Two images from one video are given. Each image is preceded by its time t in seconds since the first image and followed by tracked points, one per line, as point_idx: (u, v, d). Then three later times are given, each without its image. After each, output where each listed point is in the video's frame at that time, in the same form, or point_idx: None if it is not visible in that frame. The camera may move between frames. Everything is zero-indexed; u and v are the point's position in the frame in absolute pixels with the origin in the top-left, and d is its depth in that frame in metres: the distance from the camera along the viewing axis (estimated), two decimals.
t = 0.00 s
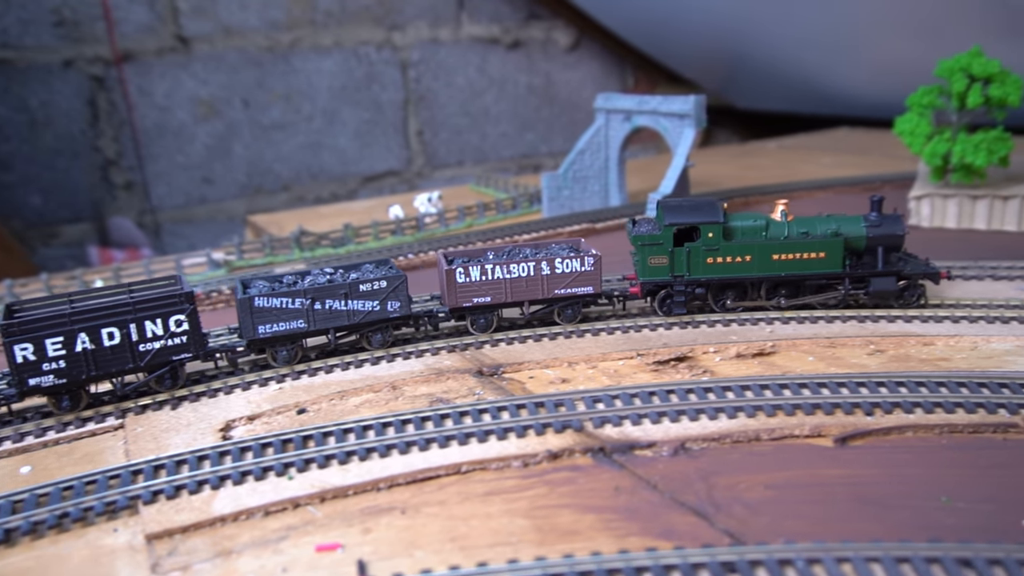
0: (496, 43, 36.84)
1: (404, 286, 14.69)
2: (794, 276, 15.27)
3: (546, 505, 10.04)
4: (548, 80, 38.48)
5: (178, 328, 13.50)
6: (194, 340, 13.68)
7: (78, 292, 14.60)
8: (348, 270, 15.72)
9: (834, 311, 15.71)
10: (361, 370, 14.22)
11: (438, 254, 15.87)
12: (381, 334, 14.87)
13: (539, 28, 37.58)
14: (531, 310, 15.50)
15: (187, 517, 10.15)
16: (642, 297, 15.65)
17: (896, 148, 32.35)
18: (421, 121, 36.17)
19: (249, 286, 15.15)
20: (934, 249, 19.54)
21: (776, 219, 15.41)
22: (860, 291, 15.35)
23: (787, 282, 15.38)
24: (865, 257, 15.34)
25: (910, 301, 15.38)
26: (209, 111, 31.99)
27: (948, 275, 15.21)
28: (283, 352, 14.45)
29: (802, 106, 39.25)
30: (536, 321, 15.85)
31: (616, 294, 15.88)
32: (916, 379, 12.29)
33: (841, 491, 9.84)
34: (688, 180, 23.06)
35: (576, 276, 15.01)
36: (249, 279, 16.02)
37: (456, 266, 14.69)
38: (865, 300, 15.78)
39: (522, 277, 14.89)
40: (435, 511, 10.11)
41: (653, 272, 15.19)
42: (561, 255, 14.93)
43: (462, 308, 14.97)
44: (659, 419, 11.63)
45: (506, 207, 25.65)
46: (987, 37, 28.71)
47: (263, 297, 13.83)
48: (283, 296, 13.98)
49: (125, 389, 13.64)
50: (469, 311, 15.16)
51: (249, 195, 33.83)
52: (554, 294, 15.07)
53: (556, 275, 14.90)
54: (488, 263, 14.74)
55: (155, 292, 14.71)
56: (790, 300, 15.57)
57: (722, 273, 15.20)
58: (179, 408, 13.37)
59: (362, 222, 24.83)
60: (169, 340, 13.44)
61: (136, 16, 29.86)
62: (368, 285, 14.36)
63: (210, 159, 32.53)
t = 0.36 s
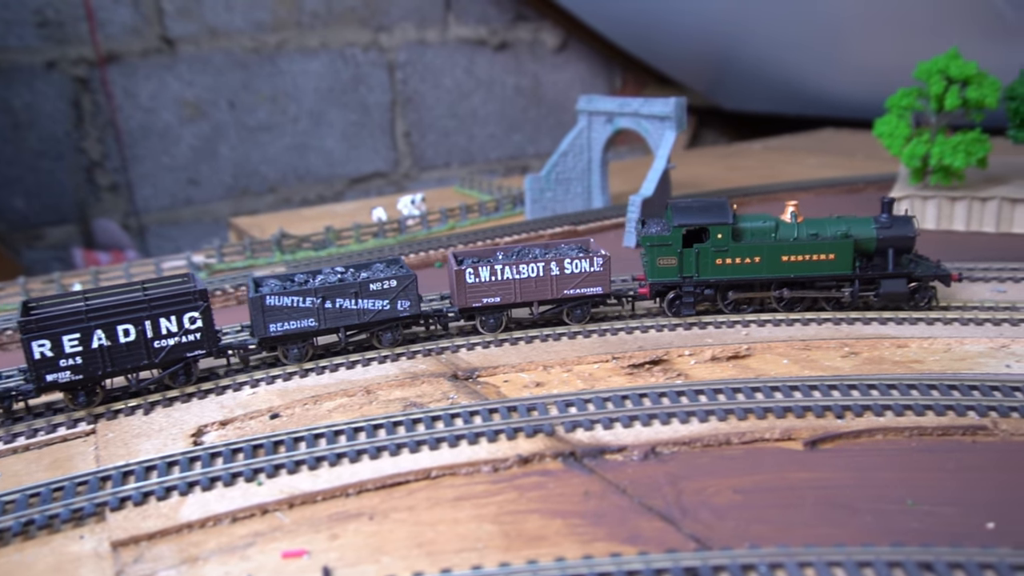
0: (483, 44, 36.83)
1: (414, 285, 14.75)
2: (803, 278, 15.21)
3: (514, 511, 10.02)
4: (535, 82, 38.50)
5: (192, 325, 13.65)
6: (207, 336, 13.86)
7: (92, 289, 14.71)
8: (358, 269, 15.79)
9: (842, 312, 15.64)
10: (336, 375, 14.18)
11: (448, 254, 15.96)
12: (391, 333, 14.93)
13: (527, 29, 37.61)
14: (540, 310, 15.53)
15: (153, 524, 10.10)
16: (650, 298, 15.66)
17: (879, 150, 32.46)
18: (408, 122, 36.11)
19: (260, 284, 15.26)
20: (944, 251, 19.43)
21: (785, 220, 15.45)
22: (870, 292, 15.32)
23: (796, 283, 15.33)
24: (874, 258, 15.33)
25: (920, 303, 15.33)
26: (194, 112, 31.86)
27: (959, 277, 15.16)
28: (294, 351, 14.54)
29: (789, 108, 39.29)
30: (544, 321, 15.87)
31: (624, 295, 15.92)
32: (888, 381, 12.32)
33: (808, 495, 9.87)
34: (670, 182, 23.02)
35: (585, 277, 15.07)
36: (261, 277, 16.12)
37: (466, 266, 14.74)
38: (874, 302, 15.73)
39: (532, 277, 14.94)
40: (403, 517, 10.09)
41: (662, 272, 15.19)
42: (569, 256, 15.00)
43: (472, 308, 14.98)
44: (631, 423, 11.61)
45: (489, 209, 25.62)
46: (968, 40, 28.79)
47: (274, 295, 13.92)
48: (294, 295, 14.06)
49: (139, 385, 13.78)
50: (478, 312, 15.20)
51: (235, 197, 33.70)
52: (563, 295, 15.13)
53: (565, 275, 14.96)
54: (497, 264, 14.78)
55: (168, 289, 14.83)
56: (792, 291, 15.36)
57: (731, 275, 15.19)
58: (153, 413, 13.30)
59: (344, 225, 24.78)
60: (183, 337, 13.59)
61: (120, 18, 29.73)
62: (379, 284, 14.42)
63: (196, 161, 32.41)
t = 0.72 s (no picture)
0: (469, 47, 36.83)
1: (425, 286, 14.84)
2: (815, 281, 15.11)
3: (483, 518, 10.00)
4: (522, 84, 38.53)
5: (204, 325, 13.80)
6: (219, 336, 14.00)
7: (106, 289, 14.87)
8: (370, 270, 15.93)
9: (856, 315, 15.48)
10: (311, 381, 14.15)
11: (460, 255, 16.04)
12: (401, 333, 15.00)
13: (513, 32, 37.66)
14: (551, 312, 15.58)
15: (121, 534, 10.05)
16: (661, 299, 15.77)
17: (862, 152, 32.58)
18: (394, 125, 36.05)
19: (273, 284, 15.40)
20: (958, 254, 19.21)
21: (798, 223, 15.30)
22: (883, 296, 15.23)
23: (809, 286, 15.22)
24: (887, 262, 15.17)
25: (933, 306, 15.19)
26: (179, 116, 31.73)
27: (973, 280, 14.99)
28: (305, 350, 14.64)
29: (776, 111, 39.31)
30: (555, 323, 15.91)
31: (635, 297, 15.99)
32: (860, 386, 12.31)
33: (777, 500, 9.90)
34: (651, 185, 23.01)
35: (596, 279, 15.11)
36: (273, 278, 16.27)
37: (477, 268, 14.75)
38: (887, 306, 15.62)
39: (543, 278, 14.94)
40: (372, 525, 10.06)
41: (673, 274, 15.22)
42: (581, 258, 15.04)
43: (483, 309, 15.00)
44: (603, 429, 11.60)
45: (471, 213, 25.60)
46: (947, 43, 28.94)
47: (286, 295, 14.06)
48: (305, 295, 14.20)
49: (152, 384, 13.91)
50: (490, 312, 15.19)
51: (221, 201, 33.55)
52: (574, 296, 15.14)
53: (576, 276, 14.98)
54: (509, 265, 14.78)
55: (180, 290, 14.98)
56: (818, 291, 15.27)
57: (742, 277, 15.18)
58: (125, 421, 13.22)
59: (324, 229, 24.73)
60: (195, 337, 13.73)
61: (103, 21, 29.61)
62: (389, 285, 14.52)
63: (181, 164, 32.28)
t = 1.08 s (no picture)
0: (455, 51, 36.81)
1: (438, 288, 14.90)
2: (829, 285, 15.09)
3: (451, 527, 9.97)
4: (508, 88, 38.53)
5: (219, 325, 13.96)
6: (234, 335, 14.17)
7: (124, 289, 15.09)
8: (384, 271, 16.07)
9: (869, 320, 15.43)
10: (285, 389, 14.09)
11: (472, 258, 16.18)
12: (415, 334, 15.09)
13: (499, 35, 37.67)
14: (563, 314, 15.54)
15: (87, 545, 9.99)
16: (674, 303, 15.60)
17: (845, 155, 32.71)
18: (380, 129, 35.98)
19: (289, 285, 15.51)
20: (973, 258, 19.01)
21: (811, 227, 15.29)
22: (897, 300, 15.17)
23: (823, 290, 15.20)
24: (901, 266, 15.13)
25: (948, 310, 15.12)
26: (163, 120, 31.60)
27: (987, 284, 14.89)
28: (320, 350, 14.75)
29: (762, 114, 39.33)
30: (567, 325, 15.87)
31: (648, 300, 15.92)
32: (832, 391, 12.30)
33: (746, 507, 9.90)
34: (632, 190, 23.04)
35: (608, 282, 15.06)
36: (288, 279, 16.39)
37: (489, 270, 14.82)
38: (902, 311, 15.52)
39: (555, 281, 14.96)
40: (341, 534, 10.02)
41: (685, 278, 15.13)
42: (593, 261, 14.99)
43: (495, 311, 15.07)
44: (575, 435, 11.58)
45: (453, 218, 25.52)
46: (928, 47, 29.09)
47: (301, 296, 14.19)
48: (321, 296, 14.33)
49: (168, 383, 14.11)
50: (502, 314, 15.25)
51: (206, 205, 33.41)
52: (586, 299, 15.14)
53: (588, 280, 14.97)
54: (521, 267, 14.84)
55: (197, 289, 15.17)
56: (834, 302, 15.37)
57: (755, 281, 15.06)
58: (96, 430, 13.13)
59: (305, 235, 24.65)
60: (211, 336, 13.90)
61: (86, 25, 29.48)
62: (403, 286, 14.64)
63: (165, 169, 32.14)
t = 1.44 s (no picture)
0: (442, 54, 36.82)
1: (448, 290, 14.93)
2: (839, 288, 15.04)
3: (421, 533, 9.98)
4: (495, 90, 38.55)
5: (232, 325, 14.06)
6: (246, 335, 14.25)
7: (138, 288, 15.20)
8: (394, 273, 16.09)
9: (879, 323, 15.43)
10: (261, 395, 14.05)
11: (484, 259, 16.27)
12: (425, 335, 15.09)
13: (486, 38, 37.71)
14: (573, 316, 15.58)
15: (55, 554, 9.95)
16: (684, 305, 15.62)
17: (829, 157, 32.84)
18: (367, 132, 35.95)
19: (300, 286, 15.54)
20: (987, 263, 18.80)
21: (822, 229, 15.36)
22: (907, 303, 15.08)
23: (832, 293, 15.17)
24: (911, 269, 15.02)
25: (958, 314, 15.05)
26: (149, 123, 31.49)
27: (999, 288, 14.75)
28: (331, 350, 14.81)
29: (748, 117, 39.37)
30: (577, 327, 15.91)
31: (657, 302, 15.94)
32: (805, 395, 12.35)
33: (715, 511, 9.93)
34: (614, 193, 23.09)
35: (618, 283, 15.10)
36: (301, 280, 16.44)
37: (499, 271, 14.84)
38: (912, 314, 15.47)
39: (565, 283, 14.99)
40: (310, 541, 10.01)
41: (695, 280, 15.17)
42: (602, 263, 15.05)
43: (505, 312, 15.10)
44: (548, 440, 11.60)
45: (436, 221, 25.50)
46: (908, 49, 29.19)
47: (312, 296, 14.24)
48: (332, 296, 14.38)
49: (181, 381, 14.23)
50: (511, 316, 15.28)
51: (192, 209, 33.30)
52: (595, 300, 15.17)
53: (597, 281, 15.02)
54: (530, 269, 14.87)
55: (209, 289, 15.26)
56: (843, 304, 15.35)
57: (765, 284, 15.08)
58: (69, 438, 13.07)
59: (287, 239, 24.60)
60: (223, 336, 14.01)
61: (70, 28, 29.39)
62: (414, 287, 14.67)
63: (151, 173, 32.03)
